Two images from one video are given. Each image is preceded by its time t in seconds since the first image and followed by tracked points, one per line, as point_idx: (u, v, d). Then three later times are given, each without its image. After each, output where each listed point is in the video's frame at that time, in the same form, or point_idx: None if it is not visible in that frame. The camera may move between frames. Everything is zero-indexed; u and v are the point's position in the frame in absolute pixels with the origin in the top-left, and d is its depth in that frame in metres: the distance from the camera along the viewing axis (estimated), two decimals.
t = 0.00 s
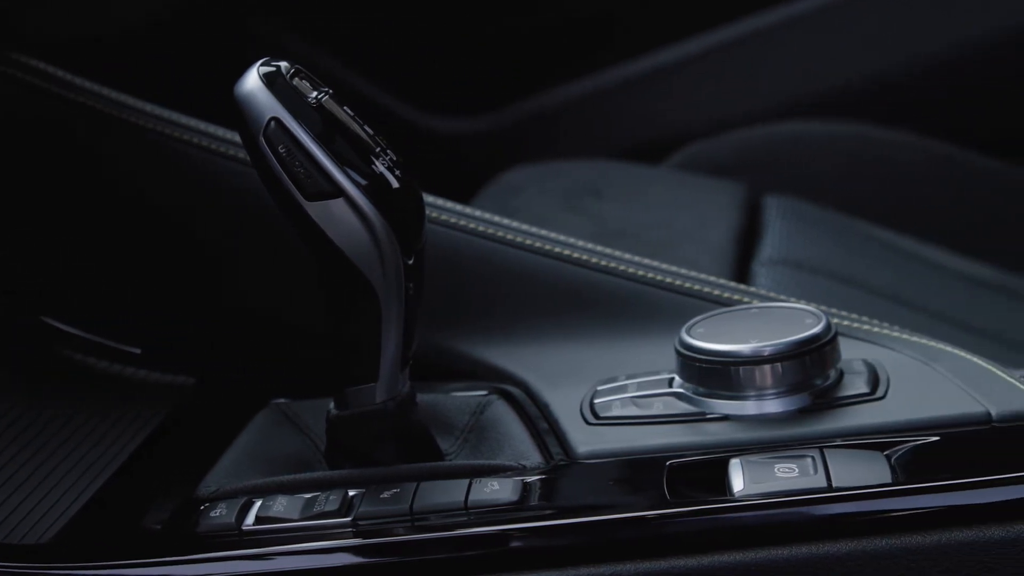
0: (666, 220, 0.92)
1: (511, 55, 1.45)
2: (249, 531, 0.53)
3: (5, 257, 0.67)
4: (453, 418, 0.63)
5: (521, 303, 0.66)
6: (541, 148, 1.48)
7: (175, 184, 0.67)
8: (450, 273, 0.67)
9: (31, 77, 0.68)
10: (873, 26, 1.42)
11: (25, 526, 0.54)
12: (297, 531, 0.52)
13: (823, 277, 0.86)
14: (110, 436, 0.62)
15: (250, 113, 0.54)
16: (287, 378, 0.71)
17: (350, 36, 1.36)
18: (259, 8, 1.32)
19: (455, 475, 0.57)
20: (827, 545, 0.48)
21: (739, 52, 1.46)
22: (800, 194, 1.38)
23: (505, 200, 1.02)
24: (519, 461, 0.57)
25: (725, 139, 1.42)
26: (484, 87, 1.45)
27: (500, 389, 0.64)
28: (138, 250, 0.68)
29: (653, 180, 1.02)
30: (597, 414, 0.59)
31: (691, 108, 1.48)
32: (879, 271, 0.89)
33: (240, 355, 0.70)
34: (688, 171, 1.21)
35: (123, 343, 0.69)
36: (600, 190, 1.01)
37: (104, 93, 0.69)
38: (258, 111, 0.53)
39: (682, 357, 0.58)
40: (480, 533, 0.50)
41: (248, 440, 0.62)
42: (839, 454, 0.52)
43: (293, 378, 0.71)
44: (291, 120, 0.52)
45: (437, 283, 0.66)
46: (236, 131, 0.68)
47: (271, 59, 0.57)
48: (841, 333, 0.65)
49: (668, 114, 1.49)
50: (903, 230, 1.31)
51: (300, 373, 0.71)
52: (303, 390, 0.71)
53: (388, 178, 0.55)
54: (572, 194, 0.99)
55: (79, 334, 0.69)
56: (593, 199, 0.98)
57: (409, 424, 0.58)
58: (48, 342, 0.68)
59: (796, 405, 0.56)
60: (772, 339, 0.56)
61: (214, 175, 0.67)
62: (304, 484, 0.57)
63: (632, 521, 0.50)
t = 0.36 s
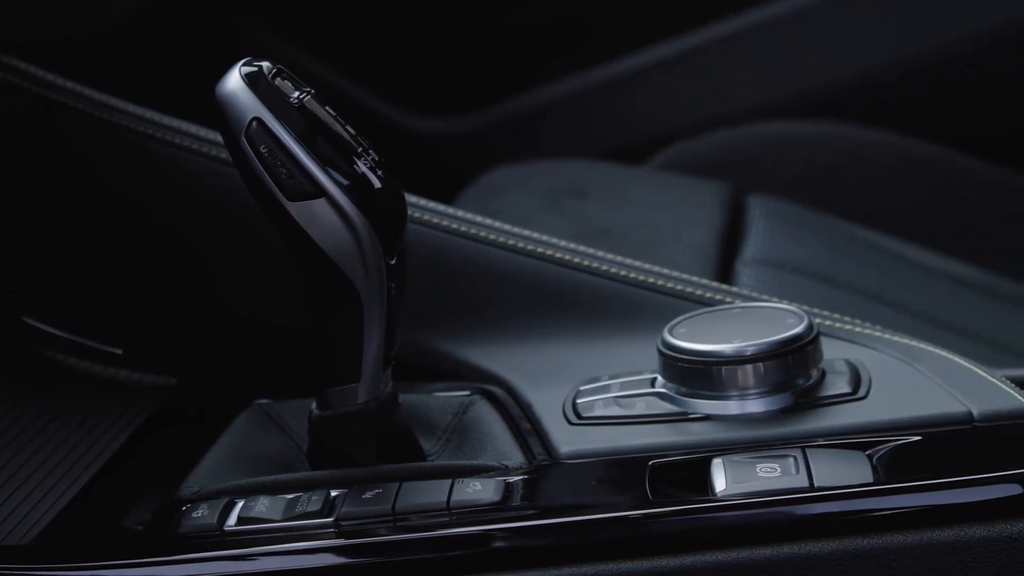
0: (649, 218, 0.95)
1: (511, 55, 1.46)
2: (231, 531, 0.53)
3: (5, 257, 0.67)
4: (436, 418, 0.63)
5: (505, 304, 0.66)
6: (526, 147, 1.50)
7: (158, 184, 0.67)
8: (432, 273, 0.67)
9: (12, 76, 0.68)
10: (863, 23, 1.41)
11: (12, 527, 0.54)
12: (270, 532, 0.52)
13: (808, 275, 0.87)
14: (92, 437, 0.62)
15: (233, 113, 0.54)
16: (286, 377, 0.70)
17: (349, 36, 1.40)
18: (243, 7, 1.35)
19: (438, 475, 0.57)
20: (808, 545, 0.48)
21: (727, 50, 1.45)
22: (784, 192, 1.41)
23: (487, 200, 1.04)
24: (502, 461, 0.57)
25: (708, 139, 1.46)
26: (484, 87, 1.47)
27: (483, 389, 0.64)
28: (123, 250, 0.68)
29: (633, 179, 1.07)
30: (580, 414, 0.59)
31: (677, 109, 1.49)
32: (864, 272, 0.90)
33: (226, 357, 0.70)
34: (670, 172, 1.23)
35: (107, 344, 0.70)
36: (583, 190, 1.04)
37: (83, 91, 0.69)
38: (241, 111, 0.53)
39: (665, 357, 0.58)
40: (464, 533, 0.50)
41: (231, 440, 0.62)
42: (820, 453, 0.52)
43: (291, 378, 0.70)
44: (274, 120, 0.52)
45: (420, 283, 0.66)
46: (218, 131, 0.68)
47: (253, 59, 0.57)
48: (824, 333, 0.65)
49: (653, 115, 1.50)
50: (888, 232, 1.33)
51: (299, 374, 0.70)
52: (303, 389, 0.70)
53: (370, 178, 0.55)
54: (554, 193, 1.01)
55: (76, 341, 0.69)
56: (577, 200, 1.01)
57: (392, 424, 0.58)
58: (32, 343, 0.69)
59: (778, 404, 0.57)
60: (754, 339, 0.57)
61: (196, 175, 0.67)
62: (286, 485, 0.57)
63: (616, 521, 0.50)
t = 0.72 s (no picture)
0: (630, 217, 0.97)
1: (511, 55, 1.51)
2: (214, 532, 0.52)
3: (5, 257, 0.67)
4: (419, 417, 0.63)
5: (489, 304, 0.66)
6: (512, 147, 1.53)
7: (138, 183, 0.67)
8: (415, 273, 0.67)
9: None
10: (863, 23, 1.44)
11: None
12: (249, 533, 0.52)
13: (789, 275, 0.90)
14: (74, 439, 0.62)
15: (214, 113, 0.53)
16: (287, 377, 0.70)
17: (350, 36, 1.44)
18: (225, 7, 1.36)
19: (420, 476, 0.57)
20: (789, 544, 0.49)
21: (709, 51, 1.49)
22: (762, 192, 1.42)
23: (468, 199, 1.06)
24: (484, 461, 0.57)
25: (695, 138, 1.47)
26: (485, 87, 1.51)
27: (465, 389, 0.64)
28: (105, 250, 0.68)
29: (614, 179, 1.09)
30: (562, 414, 0.59)
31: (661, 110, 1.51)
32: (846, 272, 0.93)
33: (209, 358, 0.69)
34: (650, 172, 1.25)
35: (88, 344, 0.69)
36: (562, 190, 1.06)
37: (60, 90, 0.69)
38: (222, 111, 0.53)
39: (647, 357, 0.58)
40: (449, 533, 0.50)
41: (213, 440, 0.62)
42: (801, 452, 0.53)
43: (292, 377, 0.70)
44: (255, 120, 0.52)
45: (402, 282, 0.66)
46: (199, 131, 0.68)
47: (235, 59, 0.56)
48: (807, 332, 0.65)
49: (640, 113, 1.52)
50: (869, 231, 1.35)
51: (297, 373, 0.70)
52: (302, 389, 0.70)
53: (352, 179, 0.55)
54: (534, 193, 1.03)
55: (62, 343, 0.69)
56: (557, 199, 1.02)
57: (374, 424, 0.59)
58: (13, 343, 0.69)
59: (760, 404, 0.57)
60: (736, 339, 0.57)
61: (176, 174, 0.67)
62: (269, 485, 0.57)
63: (599, 520, 0.50)
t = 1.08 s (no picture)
0: (614, 218, 0.98)
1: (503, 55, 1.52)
2: (196, 533, 0.52)
3: None
4: (401, 418, 0.64)
5: (473, 305, 0.66)
6: (503, 147, 1.53)
7: (121, 183, 0.67)
8: (398, 274, 0.67)
9: None
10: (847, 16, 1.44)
11: None
12: (231, 534, 0.52)
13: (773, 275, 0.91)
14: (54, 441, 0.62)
15: (195, 113, 0.53)
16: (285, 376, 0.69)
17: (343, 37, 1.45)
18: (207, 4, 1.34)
19: (404, 476, 0.56)
20: (771, 543, 0.49)
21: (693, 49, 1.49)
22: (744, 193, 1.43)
23: (452, 199, 1.06)
24: (466, 461, 0.57)
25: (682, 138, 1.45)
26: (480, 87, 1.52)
27: (449, 389, 0.64)
28: (88, 250, 0.67)
29: (598, 179, 1.10)
30: (545, 413, 0.59)
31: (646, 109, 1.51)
32: (827, 272, 0.95)
33: (196, 360, 0.70)
34: (629, 173, 1.25)
35: (69, 344, 0.69)
36: (545, 190, 1.06)
37: (41, 89, 0.69)
38: (203, 110, 0.53)
39: (630, 357, 0.58)
40: (433, 533, 0.50)
41: (195, 441, 0.62)
42: (784, 451, 0.53)
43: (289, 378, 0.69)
44: (236, 120, 0.52)
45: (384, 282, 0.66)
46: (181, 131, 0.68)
47: (216, 58, 0.56)
48: (790, 332, 0.65)
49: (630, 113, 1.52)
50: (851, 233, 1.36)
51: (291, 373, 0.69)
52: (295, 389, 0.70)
53: (335, 179, 0.55)
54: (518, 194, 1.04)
55: (46, 344, 0.69)
56: (544, 200, 1.04)
57: (356, 423, 0.58)
58: None
59: (743, 403, 0.57)
60: (718, 339, 0.57)
61: (158, 174, 0.67)
62: (252, 485, 0.57)
63: (583, 520, 0.49)
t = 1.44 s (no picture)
0: (598, 217, 0.98)
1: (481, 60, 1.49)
2: (179, 534, 0.52)
3: None
4: (384, 418, 0.64)
5: (457, 305, 0.66)
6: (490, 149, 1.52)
7: (105, 182, 0.67)
8: (382, 275, 0.67)
9: None
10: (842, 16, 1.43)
11: None
12: (213, 535, 0.51)
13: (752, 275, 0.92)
14: (37, 442, 0.61)
15: (177, 113, 0.53)
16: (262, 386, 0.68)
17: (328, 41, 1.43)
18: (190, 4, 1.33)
19: (387, 476, 0.56)
20: (753, 543, 0.49)
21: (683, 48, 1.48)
22: (730, 193, 1.43)
23: (437, 199, 1.06)
24: (450, 461, 0.57)
25: (671, 137, 1.44)
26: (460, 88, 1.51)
27: (432, 389, 0.64)
28: (72, 249, 0.67)
29: (583, 178, 1.10)
30: (529, 413, 0.59)
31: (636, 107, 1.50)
32: (810, 271, 0.95)
33: (179, 361, 0.70)
34: (614, 173, 1.25)
35: (54, 344, 0.68)
36: (530, 190, 1.06)
37: (24, 90, 0.69)
38: (186, 110, 0.52)
39: (613, 357, 0.58)
40: (418, 533, 0.50)
41: (179, 442, 0.62)
42: (767, 451, 0.53)
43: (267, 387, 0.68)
44: (219, 120, 0.52)
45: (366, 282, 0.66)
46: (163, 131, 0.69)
47: (199, 58, 0.55)
48: (774, 332, 0.65)
49: (617, 113, 1.51)
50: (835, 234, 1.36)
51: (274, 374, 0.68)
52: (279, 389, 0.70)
53: (318, 179, 0.55)
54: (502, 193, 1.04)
55: (28, 343, 0.68)
56: (528, 200, 1.04)
57: (339, 422, 0.59)
58: None
59: (726, 403, 0.57)
60: (702, 339, 0.57)
61: (140, 174, 0.67)
62: (234, 486, 0.56)
63: (566, 519, 0.49)
